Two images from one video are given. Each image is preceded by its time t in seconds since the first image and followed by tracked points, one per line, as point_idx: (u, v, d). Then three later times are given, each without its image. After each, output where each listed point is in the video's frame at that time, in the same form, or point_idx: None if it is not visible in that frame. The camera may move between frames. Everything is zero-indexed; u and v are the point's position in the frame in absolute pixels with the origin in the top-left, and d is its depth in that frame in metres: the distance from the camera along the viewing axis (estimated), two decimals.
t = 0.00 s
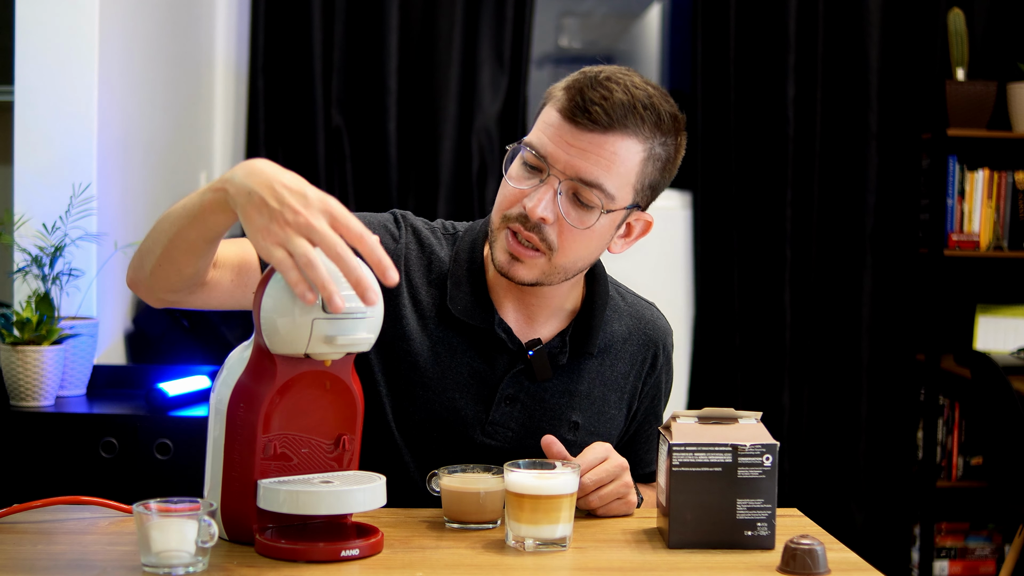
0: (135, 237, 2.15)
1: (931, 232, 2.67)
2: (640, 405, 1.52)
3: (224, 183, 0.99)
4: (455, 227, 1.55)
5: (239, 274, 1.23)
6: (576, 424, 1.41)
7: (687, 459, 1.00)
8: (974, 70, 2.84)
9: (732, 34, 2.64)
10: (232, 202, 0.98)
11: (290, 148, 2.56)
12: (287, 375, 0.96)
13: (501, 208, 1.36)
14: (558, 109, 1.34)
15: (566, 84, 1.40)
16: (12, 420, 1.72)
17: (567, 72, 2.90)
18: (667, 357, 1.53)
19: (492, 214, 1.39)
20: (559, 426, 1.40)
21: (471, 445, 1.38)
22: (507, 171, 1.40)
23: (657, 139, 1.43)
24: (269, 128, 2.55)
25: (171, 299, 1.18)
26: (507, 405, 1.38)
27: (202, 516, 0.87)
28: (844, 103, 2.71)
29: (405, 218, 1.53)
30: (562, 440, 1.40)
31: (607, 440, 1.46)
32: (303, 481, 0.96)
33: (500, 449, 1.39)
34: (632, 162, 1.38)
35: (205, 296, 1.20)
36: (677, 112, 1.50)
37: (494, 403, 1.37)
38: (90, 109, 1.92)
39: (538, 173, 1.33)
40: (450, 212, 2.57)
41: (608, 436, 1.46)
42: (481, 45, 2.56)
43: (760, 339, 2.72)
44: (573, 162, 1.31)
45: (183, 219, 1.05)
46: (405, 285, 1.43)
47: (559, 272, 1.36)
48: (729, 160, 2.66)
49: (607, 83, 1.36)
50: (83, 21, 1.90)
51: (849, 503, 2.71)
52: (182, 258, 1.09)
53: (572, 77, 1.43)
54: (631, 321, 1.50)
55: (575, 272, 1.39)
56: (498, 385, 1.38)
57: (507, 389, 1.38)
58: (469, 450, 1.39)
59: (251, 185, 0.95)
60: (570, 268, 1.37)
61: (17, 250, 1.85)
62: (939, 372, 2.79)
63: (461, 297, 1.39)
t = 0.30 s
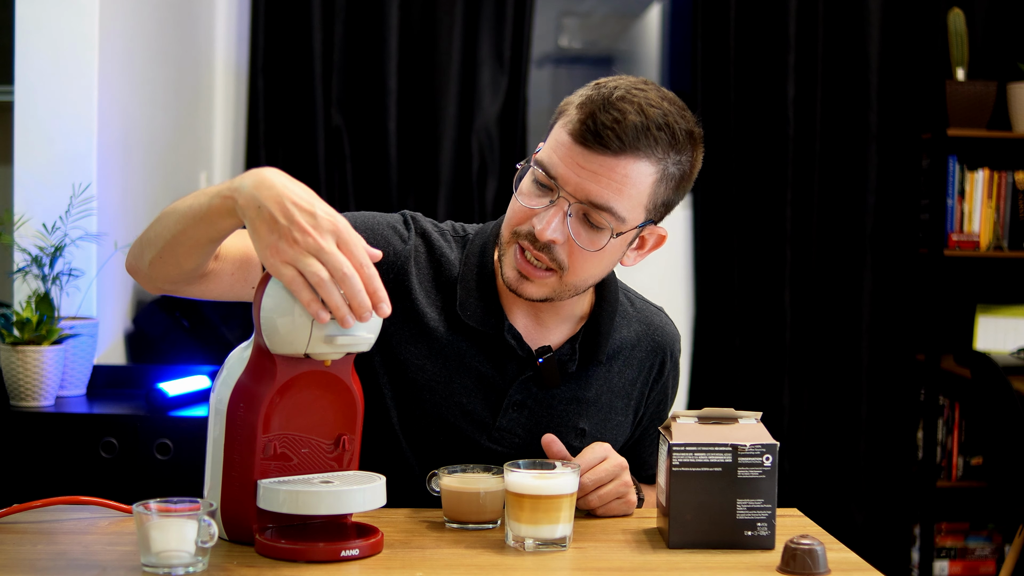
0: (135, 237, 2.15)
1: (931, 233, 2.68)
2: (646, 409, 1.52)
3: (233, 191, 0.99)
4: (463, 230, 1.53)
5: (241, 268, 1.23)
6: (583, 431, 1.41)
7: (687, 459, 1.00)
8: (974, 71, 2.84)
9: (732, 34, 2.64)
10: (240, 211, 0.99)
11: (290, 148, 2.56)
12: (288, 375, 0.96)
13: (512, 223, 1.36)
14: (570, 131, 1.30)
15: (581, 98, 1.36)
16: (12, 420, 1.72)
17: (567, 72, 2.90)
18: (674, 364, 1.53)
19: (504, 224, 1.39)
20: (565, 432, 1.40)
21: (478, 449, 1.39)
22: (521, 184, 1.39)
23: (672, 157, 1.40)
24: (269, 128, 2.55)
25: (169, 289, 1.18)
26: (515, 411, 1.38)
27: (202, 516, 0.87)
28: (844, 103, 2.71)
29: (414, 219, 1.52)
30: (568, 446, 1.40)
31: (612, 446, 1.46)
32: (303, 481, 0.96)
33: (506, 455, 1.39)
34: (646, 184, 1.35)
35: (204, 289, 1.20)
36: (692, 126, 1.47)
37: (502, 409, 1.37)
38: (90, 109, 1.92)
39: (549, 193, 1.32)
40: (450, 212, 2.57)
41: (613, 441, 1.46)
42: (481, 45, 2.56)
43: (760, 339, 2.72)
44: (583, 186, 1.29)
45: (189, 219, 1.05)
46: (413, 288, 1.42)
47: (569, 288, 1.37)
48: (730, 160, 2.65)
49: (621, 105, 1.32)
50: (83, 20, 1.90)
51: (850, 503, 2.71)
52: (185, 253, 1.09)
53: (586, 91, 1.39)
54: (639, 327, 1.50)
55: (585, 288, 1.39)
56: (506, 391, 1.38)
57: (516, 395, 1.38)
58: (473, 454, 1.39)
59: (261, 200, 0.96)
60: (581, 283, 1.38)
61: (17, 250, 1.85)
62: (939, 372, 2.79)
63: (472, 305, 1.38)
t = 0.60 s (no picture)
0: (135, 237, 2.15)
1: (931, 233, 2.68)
2: (646, 410, 1.52)
3: (237, 193, 0.99)
4: (467, 231, 1.53)
5: (244, 259, 1.22)
6: (584, 432, 1.41)
7: (687, 459, 1.00)
8: (974, 71, 2.84)
9: (732, 34, 2.64)
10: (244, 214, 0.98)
11: (290, 148, 2.56)
12: (288, 375, 0.96)
13: (514, 228, 1.36)
14: (569, 139, 1.30)
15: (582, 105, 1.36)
16: (12, 420, 1.72)
17: (567, 72, 2.90)
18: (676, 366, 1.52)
19: (506, 229, 1.39)
20: (567, 434, 1.40)
21: (478, 449, 1.39)
22: (523, 189, 1.39)
23: (673, 163, 1.40)
24: (269, 128, 2.54)
25: (170, 277, 1.18)
26: (516, 412, 1.38)
27: (202, 516, 0.87)
28: (844, 103, 2.71)
29: (419, 219, 1.52)
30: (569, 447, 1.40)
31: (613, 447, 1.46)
32: (303, 481, 0.96)
33: (507, 455, 1.39)
34: (647, 191, 1.35)
35: (205, 279, 1.20)
36: (694, 131, 1.46)
37: (504, 410, 1.37)
38: (90, 109, 1.92)
39: (549, 200, 1.32)
40: (450, 212, 2.57)
41: (614, 442, 1.46)
42: (481, 45, 2.56)
43: (760, 339, 2.72)
44: (583, 194, 1.29)
45: (193, 213, 1.05)
46: (417, 288, 1.41)
47: (572, 292, 1.37)
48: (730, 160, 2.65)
49: (620, 112, 1.32)
50: (83, 20, 1.90)
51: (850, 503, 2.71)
52: (187, 245, 1.09)
53: (586, 97, 1.39)
54: (641, 329, 1.50)
55: (588, 292, 1.39)
56: (507, 393, 1.38)
57: (517, 396, 1.38)
58: (473, 454, 1.39)
59: (267, 202, 0.95)
60: (583, 288, 1.38)
61: (17, 250, 1.85)
62: (939, 372, 2.79)
63: (474, 306, 1.38)
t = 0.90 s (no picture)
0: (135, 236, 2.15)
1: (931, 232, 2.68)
2: (645, 410, 1.52)
3: (231, 200, 1.00)
4: (465, 232, 1.53)
5: (241, 264, 1.22)
6: (582, 431, 1.41)
7: (687, 459, 1.00)
8: (975, 70, 2.84)
9: (732, 34, 2.64)
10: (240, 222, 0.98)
11: (290, 148, 2.56)
12: (288, 375, 0.96)
13: (513, 223, 1.36)
14: (570, 134, 1.30)
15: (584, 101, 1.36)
16: (12, 419, 1.72)
17: (567, 73, 2.89)
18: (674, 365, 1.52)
19: (506, 226, 1.39)
20: (565, 434, 1.40)
21: (476, 449, 1.39)
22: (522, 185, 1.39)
23: (674, 161, 1.40)
24: (269, 128, 2.54)
25: (169, 285, 1.18)
26: (515, 412, 1.38)
27: (202, 516, 0.87)
28: (844, 103, 2.71)
29: (416, 220, 1.52)
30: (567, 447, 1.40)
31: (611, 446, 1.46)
32: (303, 481, 0.96)
33: (506, 455, 1.39)
34: (646, 187, 1.35)
35: (202, 284, 1.20)
36: (695, 130, 1.47)
37: (502, 410, 1.37)
38: (90, 110, 1.92)
39: (549, 194, 1.32)
40: (450, 212, 2.57)
41: (612, 441, 1.46)
42: (481, 45, 2.56)
43: (760, 340, 2.72)
44: (583, 188, 1.29)
45: (191, 221, 1.05)
46: (415, 289, 1.41)
47: (569, 289, 1.37)
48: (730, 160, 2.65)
49: (621, 108, 1.32)
50: (83, 20, 1.90)
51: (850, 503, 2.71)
52: (186, 254, 1.09)
53: (588, 94, 1.39)
54: (640, 328, 1.50)
55: (585, 290, 1.39)
56: (505, 392, 1.38)
57: (515, 396, 1.38)
58: (472, 453, 1.39)
59: (261, 209, 0.96)
60: (580, 285, 1.38)
61: (17, 250, 1.85)
62: (939, 372, 2.79)
63: (471, 307, 1.38)
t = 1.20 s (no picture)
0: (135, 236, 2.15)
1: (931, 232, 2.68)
2: (642, 408, 1.52)
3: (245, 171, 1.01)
4: (463, 230, 1.53)
5: (239, 260, 1.23)
6: (579, 429, 1.41)
7: (687, 459, 1.00)
8: (974, 70, 2.84)
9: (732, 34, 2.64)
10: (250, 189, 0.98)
11: (290, 148, 2.56)
12: (287, 374, 0.96)
13: (509, 226, 1.36)
14: (563, 139, 1.30)
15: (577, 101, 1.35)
16: (12, 419, 1.72)
17: (567, 73, 2.89)
18: (671, 364, 1.52)
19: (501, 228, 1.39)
20: (562, 431, 1.40)
21: (473, 447, 1.38)
22: (518, 187, 1.39)
23: (667, 161, 1.39)
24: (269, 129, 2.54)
25: (173, 279, 1.17)
26: (511, 409, 1.38)
27: (201, 516, 0.87)
28: (844, 103, 2.71)
29: (414, 219, 1.52)
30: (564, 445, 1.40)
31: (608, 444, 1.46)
32: (303, 481, 0.96)
33: (503, 453, 1.39)
34: (641, 188, 1.35)
35: (203, 280, 1.20)
36: (689, 129, 1.46)
37: (498, 406, 1.37)
38: (90, 110, 1.92)
39: (544, 198, 1.32)
40: (450, 212, 2.57)
41: (608, 439, 1.46)
42: (481, 45, 2.56)
43: (760, 340, 2.72)
44: (577, 192, 1.29)
45: (195, 203, 1.05)
46: (412, 285, 1.42)
47: (565, 290, 1.37)
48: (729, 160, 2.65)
49: (614, 112, 1.31)
50: (82, 21, 1.90)
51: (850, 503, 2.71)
52: (188, 241, 1.09)
53: (582, 96, 1.38)
54: (636, 326, 1.50)
55: (581, 289, 1.39)
56: (502, 389, 1.38)
57: (512, 393, 1.37)
58: (469, 451, 1.39)
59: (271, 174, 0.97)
60: (576, 286, 1.38)
61: (17, 250, 1.85)
62: (939, 372, 2.79)
63: (468, 304, 1.38)
